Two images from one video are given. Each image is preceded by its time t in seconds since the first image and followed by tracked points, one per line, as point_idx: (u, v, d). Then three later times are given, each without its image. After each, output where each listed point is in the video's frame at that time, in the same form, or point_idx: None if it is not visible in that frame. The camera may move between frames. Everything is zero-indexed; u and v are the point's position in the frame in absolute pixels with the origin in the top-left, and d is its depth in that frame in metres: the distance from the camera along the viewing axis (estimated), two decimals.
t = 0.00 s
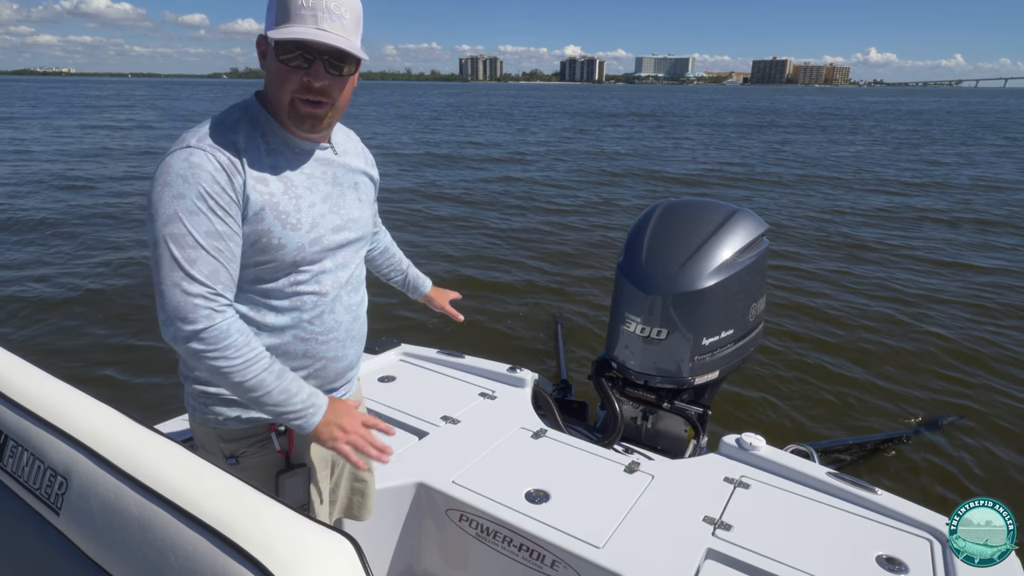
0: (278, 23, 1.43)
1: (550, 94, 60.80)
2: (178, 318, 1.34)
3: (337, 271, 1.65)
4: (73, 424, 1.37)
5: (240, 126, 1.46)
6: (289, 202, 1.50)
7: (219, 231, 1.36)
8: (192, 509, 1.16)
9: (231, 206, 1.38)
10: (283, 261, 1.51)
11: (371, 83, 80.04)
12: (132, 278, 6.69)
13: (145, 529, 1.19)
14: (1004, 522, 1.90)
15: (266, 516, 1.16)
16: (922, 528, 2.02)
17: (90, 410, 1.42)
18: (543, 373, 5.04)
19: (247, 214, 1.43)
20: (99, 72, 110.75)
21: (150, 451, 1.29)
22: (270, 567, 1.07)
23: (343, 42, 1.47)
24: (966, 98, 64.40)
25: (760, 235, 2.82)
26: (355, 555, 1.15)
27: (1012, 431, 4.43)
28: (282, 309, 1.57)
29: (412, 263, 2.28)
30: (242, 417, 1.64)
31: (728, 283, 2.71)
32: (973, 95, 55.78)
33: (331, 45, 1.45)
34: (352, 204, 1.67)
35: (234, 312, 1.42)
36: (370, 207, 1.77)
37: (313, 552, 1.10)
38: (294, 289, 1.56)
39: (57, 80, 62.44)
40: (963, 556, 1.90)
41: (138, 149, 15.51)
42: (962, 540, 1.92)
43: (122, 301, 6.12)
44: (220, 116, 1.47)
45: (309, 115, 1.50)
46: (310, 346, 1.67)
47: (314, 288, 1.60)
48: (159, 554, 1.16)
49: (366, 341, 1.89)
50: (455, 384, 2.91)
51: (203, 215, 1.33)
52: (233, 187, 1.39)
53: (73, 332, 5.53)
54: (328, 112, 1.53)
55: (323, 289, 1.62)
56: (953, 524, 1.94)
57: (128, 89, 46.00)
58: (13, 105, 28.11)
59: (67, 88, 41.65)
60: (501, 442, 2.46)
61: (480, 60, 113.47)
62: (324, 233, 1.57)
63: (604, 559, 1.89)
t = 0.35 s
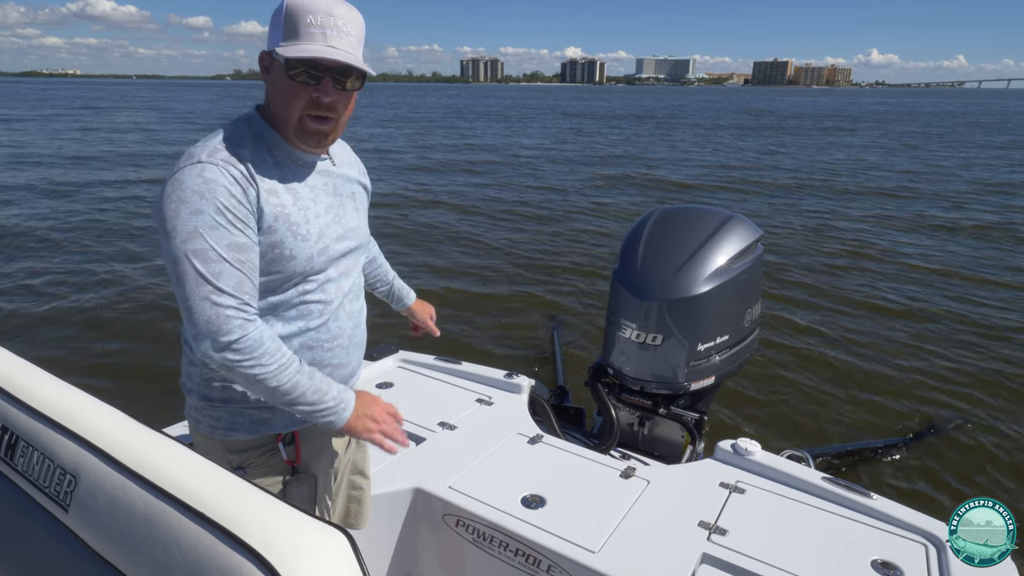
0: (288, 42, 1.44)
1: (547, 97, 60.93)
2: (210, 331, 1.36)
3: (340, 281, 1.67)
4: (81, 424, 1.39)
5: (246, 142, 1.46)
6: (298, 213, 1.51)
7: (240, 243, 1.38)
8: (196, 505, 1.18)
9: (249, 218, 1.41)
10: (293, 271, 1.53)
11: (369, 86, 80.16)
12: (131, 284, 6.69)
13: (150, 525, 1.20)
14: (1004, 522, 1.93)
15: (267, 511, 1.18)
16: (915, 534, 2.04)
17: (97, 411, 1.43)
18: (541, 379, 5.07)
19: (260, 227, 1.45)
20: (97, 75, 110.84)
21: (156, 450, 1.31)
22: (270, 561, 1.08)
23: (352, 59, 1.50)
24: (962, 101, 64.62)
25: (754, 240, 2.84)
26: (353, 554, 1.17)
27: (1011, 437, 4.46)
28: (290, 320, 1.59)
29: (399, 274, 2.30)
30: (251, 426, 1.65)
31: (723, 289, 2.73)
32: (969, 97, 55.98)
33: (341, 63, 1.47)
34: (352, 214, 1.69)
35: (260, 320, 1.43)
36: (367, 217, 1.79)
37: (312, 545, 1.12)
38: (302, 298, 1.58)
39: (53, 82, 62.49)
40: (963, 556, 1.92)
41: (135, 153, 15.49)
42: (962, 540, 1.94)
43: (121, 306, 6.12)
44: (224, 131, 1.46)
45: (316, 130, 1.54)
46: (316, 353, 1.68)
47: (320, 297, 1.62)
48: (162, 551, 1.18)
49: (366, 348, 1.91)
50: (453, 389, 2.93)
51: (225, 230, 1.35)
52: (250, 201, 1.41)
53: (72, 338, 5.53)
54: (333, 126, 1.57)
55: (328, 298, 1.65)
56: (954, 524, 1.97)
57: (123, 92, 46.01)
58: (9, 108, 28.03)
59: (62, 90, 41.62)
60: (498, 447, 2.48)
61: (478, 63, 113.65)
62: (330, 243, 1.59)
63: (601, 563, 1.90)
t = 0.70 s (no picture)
0: (309, 52, 1.47)
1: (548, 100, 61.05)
2: (179, 324, 1.27)
3: (337, 285, 1.70)
4: (86, 419, 1.43)
5: (248, 148, 1.50)
6: (295, 219, 1.55)
7: (224, 237, 1.37)
8: (196, 494, 1.21)
9: (238, 215, 1.42)
10: (291, 275, 1.56)
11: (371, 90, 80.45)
12: (134, 292, 6.74)
13: (152, 515, 1.24)
14: (1004, 522, 1.96)
15: (266, 499, 1.21)
16: (910, 529, 2.07)
17: (101, 408, 1.47)
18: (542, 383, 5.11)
19: (254, 229, 1.48)
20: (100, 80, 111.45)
21: (158, 443, 1.35)
22: (268, 547, 1.12)
23: (368, 70, 1.55)
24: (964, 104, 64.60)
25: (750, 243, 2.88)
26: (349, 545, 1.21)
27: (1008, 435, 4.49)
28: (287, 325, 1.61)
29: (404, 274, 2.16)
30: (253, 429, 1.67)
31: (719, 292, 2.76)
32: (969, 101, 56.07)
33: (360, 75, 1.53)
34: (350, 220, 1.73)
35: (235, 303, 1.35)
36: (366, 223, 1.83)
37: (307, 533, 1.15)
38: (301, 303, 1.62)
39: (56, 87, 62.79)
40: (964, 556, 1.94)
41: (135, 159, 15.55)
42: (963, 540, 1.96)
43: (124, 315, 6.16)
44: (224, 137, 1.49)
45: (329, 139, 1.58)
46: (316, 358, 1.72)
47: (319, 301, 1.66)
48: (164, 539, 1.21)
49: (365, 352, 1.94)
50: (452, 392, 2.97)
51: (208, 224, 1.34)
52: (240, 201, 1.43)
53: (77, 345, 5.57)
54: (343, 134, 1.62)
55: (327, 303, 1.68)
56: (954, 525, 1.99)
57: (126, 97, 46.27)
58: (10, 114, 28.14)
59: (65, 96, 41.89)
60: (496, 448, 2.51)
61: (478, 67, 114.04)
62: (327, 248, 1.63)
63: (597, 560, 1.93)
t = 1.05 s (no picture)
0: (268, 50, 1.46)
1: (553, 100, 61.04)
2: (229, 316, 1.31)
3: (337, 280, 1.69)
4: (90, 413, 1.43)
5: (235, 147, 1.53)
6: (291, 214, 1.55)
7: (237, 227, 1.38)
8: (198, 487, 1.22)
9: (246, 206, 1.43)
10: (288, 269, 1.56)
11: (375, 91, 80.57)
12: (137, 295, 6.78)
13: (154, 507, 1.24)
14: (1004, 522, 1.91)
15: (267, 492, 1.21)
16: (915, 522, 2.06)
17: (105, 402, 1.48)
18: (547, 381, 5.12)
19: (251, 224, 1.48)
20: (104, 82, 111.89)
21: (161, 437, 1.35)
22: (268, 538, 1.12)
23: (331, 60, 1.51)
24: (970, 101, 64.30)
25: (752, 237, 2.87)
26: (348, 538, 1.21)
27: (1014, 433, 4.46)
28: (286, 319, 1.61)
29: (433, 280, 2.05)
30: (248, 423, 1.66)
31: (721, 285, 2.76)
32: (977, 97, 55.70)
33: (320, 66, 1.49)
34: (352, 215, 1.73)
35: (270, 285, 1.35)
36: (370, 218, 1.83)
37: (306, 526, 1.15)
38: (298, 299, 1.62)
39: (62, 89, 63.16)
40: (963, 556, 1.91)
41: (140, 163, 15.66)
42: (962, 540, 1.93)
43: (133, 316, 6.22)
44: (214, 135, 1.53)
45: (305, 132, 1.58)
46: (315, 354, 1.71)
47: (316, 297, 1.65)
48: (167, 529, 1.22)
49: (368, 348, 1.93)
50: (456, 387, 2.96)
51: (221, 215, 1.37)
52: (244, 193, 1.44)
53: (80, 348, 5.61)
54: (323, 127, 1.60)
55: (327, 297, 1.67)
56: (953, 524, 1.96)
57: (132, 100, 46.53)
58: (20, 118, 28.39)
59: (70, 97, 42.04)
60: (500, 443, 2.50)
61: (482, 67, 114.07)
62: (324, 243, 1.62)
63: (600, 554, 1.93)
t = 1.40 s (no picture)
0: (293, 42, 1.46)
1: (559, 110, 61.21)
2: (148, 328, 1.35)
3: (337, 282, 1.66)
4: (83, 419, 1.41)
5: (238, 148, 1.50)
6: (283, 217, 1.52)
7: (199, 245, 1.37)
8: (191, 496, 1.19)
9: (218, 222, 1.41)
10: (281, 273, 1.54)
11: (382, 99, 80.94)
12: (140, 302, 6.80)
13: (147, 515, 1.22)
14: (1004, 522, 1.86)
15: (263, 501, 1.19)
16: (925, 527, 2.01)
17: (99, 409, 1.45)
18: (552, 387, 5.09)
19: (237, 234, 1.46)
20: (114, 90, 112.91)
21: (155, 444, 1.33)
22: (261, 550, 1.10)
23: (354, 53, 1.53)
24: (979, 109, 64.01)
25: (759, 236, 2.84)
26: (344, 545, 1.18)
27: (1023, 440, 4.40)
28: (284, 322, 1.59)
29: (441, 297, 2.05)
30: (249, 422, 1.64)
31: (728, 285, 2.72)
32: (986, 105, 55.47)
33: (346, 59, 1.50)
34: (353, 214, 1.70)
35: (199, 308, 1.38)
36: (372, 218, 1.80)
37: (301, 536, 1.13)
38: (293, 302, 1.59)
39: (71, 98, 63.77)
40: (962, 556, 1.88)
41: (148, 172, 15.75)
42: (962, 540, 1.90)
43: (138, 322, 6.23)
44: (215, 138, 1.49)
45: (324, 129, 1.55)
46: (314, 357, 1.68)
47: (314, 300, 1.62)
48: (159, 538, 1.19)
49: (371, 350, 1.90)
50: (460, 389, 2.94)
51: (181, 232, 1.36)
52: (220, 208, 1.42)
53: (81, 353, 5.61)
54: (339, 124, 1.59)
55: (326, 300, 1.64)
56: (953, 524, 1.93)
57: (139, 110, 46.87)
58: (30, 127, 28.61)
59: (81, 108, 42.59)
60: (504, 446, 2.47)
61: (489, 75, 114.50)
62: (321, 245, 1.60)
63: (605, 559, 1.89)
